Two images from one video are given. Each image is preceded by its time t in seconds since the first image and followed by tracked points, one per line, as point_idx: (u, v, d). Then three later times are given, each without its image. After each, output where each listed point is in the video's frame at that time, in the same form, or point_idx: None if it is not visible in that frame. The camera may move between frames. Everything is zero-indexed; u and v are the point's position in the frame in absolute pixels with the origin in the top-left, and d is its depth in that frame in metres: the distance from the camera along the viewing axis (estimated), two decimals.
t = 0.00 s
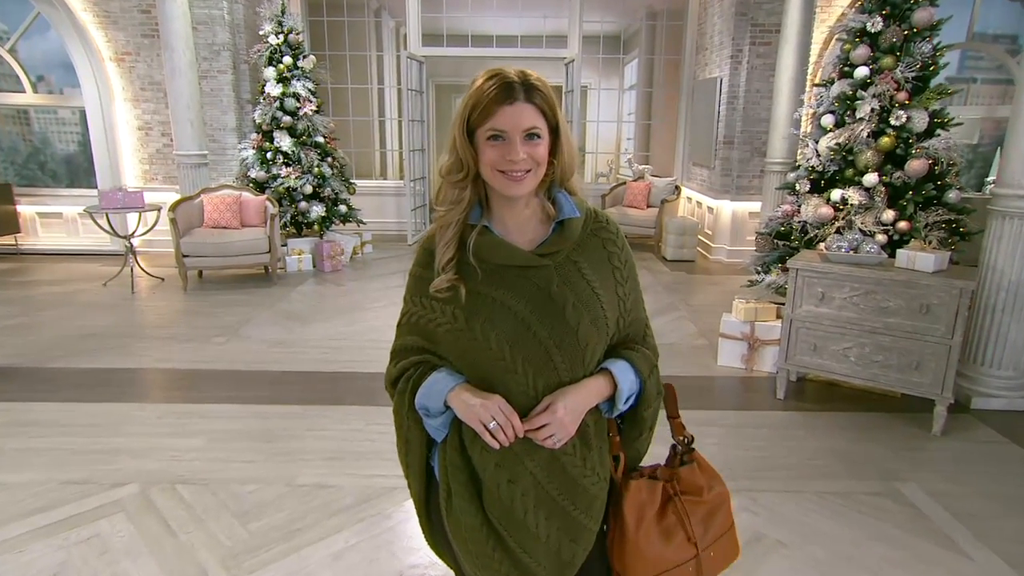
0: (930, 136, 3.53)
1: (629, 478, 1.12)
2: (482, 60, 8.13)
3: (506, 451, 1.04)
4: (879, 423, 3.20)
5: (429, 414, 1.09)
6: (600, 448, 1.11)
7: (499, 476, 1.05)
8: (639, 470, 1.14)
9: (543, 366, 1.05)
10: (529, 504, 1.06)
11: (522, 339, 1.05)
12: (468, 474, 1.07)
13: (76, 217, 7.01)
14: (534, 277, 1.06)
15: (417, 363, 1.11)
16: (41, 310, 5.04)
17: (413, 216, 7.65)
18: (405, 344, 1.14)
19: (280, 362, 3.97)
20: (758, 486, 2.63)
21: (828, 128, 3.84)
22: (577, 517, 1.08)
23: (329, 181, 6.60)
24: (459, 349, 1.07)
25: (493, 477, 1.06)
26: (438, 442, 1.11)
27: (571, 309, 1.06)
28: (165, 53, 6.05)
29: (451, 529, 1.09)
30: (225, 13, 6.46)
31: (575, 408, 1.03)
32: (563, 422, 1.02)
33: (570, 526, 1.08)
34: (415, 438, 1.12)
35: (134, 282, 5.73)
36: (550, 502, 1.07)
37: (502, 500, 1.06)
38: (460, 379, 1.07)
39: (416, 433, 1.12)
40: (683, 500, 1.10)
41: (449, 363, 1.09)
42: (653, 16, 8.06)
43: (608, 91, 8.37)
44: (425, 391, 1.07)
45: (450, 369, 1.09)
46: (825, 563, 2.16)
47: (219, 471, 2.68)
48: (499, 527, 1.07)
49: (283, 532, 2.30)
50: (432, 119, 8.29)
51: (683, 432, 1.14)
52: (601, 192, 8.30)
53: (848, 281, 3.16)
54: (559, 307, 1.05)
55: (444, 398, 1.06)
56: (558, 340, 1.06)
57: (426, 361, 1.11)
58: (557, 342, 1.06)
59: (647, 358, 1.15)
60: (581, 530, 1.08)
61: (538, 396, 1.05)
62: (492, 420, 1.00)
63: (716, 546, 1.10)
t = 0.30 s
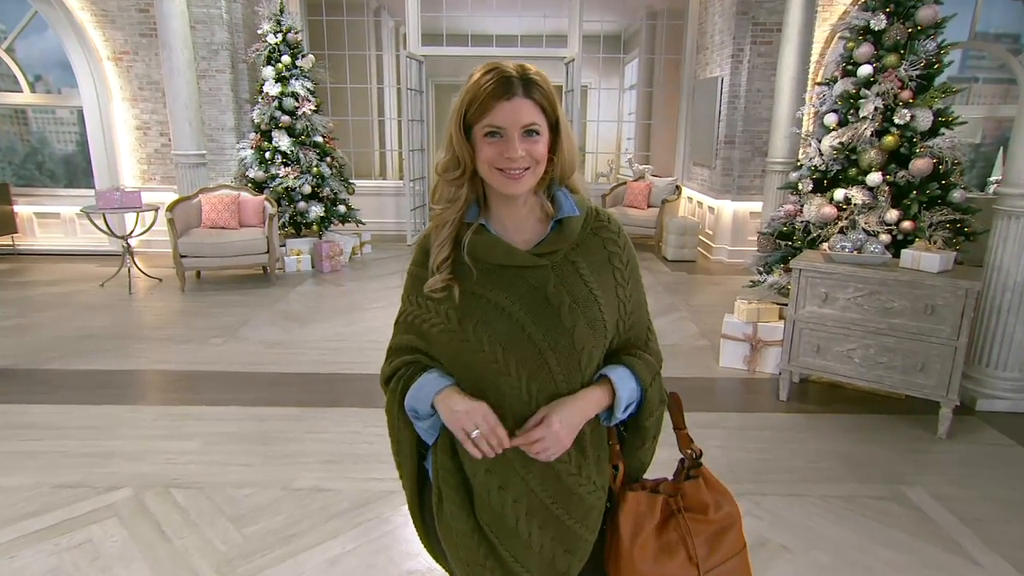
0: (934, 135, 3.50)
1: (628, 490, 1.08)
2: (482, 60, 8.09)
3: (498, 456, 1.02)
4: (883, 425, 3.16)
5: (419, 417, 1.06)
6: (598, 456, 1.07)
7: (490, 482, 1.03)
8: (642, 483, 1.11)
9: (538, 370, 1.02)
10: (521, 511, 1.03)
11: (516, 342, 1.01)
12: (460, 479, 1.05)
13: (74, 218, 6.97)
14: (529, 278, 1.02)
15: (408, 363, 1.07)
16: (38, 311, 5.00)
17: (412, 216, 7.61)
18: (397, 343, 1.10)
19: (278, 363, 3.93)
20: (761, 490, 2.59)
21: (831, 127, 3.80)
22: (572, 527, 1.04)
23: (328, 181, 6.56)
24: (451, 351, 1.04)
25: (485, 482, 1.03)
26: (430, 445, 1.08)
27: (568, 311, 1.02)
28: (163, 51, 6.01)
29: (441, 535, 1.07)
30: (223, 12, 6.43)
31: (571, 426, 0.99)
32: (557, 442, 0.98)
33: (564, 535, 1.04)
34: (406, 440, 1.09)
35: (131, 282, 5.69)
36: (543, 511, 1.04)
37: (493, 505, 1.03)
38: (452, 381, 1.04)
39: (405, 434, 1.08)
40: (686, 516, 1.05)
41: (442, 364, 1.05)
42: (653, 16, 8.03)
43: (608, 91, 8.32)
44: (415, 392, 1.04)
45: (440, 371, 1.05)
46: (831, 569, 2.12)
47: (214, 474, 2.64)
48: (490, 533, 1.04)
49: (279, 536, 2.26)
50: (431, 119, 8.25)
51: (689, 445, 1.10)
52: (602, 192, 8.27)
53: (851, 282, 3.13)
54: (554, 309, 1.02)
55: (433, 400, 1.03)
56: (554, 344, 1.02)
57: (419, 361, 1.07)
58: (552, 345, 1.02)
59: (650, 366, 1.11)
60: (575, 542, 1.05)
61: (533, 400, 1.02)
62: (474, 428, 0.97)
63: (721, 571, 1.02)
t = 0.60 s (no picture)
0: (937, 134, 3.48)
1: (633, 498, 1.07)
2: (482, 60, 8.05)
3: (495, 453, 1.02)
4: (887, 427, 3.14)
5: (363, 389, 1.02)
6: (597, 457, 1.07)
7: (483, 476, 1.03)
8: (645, 489, 1.10)
9: (539, 370, 1.01)
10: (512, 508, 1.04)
11: (517, 342, 1.00)
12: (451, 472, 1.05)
13: (73, 217, 6.96)
14: (532, 278, 1.01)
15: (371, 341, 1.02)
16: (37, 311, 4.99)
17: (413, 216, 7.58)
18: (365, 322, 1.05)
19: (277, 364, 3.91)
20: (764, 492, 2.57)
21: (834, 126, 3.78)
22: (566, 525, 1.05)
23: (328, 181, 6.54)
24: (442, 344, 1.01)
25: (474, 474, 1.03)
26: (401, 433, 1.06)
27: (571, 312, 1.01)
28: (163, 51, 5.98)
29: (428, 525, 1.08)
30: (223, 12, 6.41)
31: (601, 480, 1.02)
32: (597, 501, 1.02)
33: (556, 534, 1.05)
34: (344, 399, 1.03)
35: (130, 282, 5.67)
36: (536, 510, 1.04)
37: (484, 497, 1.04)
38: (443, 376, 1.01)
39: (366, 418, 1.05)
40: (690, 523, 1.04)
41: (411, 346, 1.03)
42: (654, 15, 8.01)
43: (608, 91, 8.30)
44: (371, 363, 1.00)
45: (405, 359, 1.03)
46: (834, 572, 2.10)
47: (212, 476, 2.62)
48: (480, 527, 1.05)
49: (277, 538, 2.24)
50: (432, 119, 8.23)
51: (690, 451, 1.08)
52: (603, 192, 8.25)
53: (855, 282, 3.10)
54: (556, 310, 1.01)
55: (386, 382, 0.99)
56: (556, 344, 1.01)
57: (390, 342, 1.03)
58: (553, 345, 1.01)
59: (657, 374, 1.10)
60: (567, 541, 1.06)
61: (532, 400, 1.01)
62: (389, 443, 0.98)
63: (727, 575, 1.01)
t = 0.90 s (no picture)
0: (941, 133, 3.47)
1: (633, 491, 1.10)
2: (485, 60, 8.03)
3: (498, 442, 1.03)
4: (890, 427, 3.13)
5: (375, 374, 1.06)
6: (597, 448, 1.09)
7: (484, 464, 1.04)
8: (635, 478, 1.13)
9: (542, 364, 1.01)
10: (512, 496, 1.05)
11: (520, 336, 1.00)
12: (451, 463, 1.05)
13: (77, 217, 6.99)
14: (535, 273, 1.01)
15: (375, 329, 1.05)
16: (40, 310, 5.00)
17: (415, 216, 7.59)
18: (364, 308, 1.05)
19: (280, 363, 3.91)
20: (767, 492, 2.56)
21: (837, 125, 3.77)
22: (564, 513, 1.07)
23: (330, 181, 6.55)
24: (443, 336, 1.01)
25: (475, 463, 1.04)
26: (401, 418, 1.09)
27: (574, 307, 1.02)
28: (166, 51, 6.00)
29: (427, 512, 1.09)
30: (226, 12, 6.42)
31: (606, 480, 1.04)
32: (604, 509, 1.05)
33: (554, 522, 1.07)
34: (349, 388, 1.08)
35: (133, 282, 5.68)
36: (535, 499, 1.05)
37: (483, 485, 1.05)
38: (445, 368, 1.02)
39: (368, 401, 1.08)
40: (680, 504, 1.09)
41: (410, 333, 1.03)
42: (656, 15, 8.01)
43: (611, 91, 8.30)
44: (375, 354, 1.04)
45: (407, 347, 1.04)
46: (837, 572, 2.10)
47: (215, 475, 2.63)
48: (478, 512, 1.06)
49: (280, 537, 2.25)
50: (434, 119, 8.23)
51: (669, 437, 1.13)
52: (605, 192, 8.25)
53: (858, 281, 3.10)
54: (559, 306, 1.01)
55: (393, 369, 1.03)
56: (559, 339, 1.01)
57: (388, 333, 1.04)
58: (556, 340, 1.01)
59: (656, 374, 1.12)
60: (564, 529, 1.07)
61: (535, 393, 1.01)
62: (441, 406, 1.00)
63: (714, 546, 1.09)
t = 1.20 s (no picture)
0: (940, 133, 3.48)
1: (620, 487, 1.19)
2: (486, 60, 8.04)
3: (499, 438, 1.04)
4: (891, 426, 3.15)
5: (376, 397, 1.09)
6: (594, 441, 1.11)
7: (485, 462, 1.05)
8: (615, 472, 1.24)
9: (542, 359, 1.03)
10: (513, 492, 1.07)
11: (520, 333, 1.02)
12: (453, 459, 1.06)
13: (81, 217, 7.02)
14: (536, 271, 1.03)
15: (375, 339, 1.06)
16: (44, 309, 5.03)
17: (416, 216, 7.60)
18: (363, 317, 1.06)
19: (283, 362, 3.93)
20: (768, 490, 2.58)
21: (837, 126, 3.79)
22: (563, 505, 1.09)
23: (332, 181, 6.57)
24: (444, 336, 1.02)
25: (477, 461, 1.05)
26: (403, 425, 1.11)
27: (572, 302, 1.04)
28: (169, 52, 6.02)
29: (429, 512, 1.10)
30: (229, 12, 6.45)
31: (608, 476, 1.09)
32: (608, 509, 1.10)
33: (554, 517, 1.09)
34: (349, 405, 1.10)
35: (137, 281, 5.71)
36: (536, 494, 1.07)
37: (484, 483, 1.07)
38: (444, 368, 1.03)
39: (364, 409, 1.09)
40: (659, 494, 1.21)
41: (408, 337, 1.04)
42: (657, 15, 8.02)
43: (612, 91, 8.31)
44: (378, 377, 1.06)
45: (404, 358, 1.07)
46: (837, 569, 2.11)
47: (219, 473, 2.65)
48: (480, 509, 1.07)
49: (284, 534, 2.26)
50: (436, 119, 8.24)
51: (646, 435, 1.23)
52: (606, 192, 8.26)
53: (858, 281, 3.11)
54: (559, 303, 1.03)
55: (395, 393, 1.06)
56: (559, 335, 1.03)
57: (385, 343, 1.06)
58: (556, 336, 1.03)
59: (644, 371, 1.16)
60: (565, 523, 1.10)
61: (536, 389, 1.03)
62: (451, 408, 1.02)
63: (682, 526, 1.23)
